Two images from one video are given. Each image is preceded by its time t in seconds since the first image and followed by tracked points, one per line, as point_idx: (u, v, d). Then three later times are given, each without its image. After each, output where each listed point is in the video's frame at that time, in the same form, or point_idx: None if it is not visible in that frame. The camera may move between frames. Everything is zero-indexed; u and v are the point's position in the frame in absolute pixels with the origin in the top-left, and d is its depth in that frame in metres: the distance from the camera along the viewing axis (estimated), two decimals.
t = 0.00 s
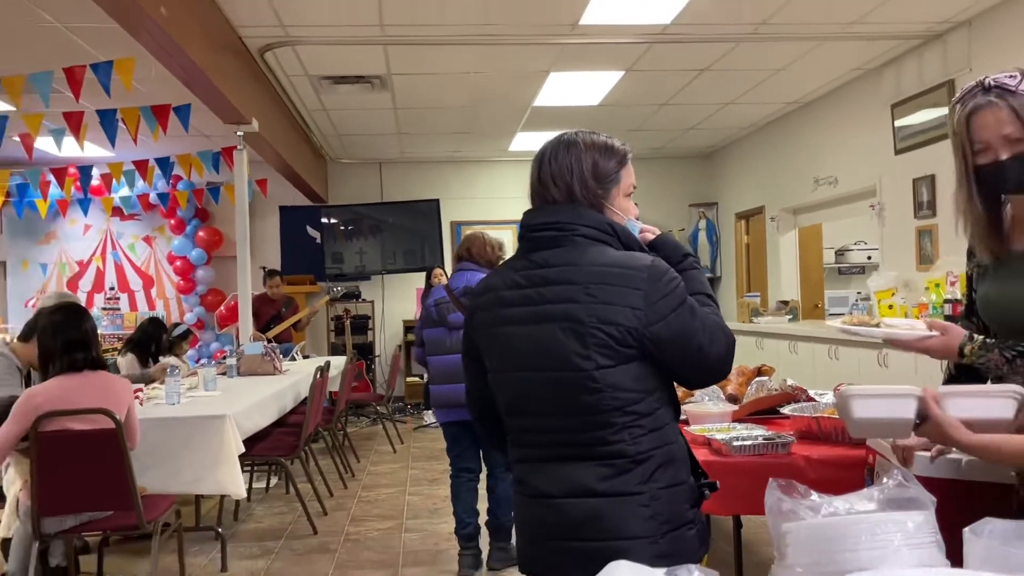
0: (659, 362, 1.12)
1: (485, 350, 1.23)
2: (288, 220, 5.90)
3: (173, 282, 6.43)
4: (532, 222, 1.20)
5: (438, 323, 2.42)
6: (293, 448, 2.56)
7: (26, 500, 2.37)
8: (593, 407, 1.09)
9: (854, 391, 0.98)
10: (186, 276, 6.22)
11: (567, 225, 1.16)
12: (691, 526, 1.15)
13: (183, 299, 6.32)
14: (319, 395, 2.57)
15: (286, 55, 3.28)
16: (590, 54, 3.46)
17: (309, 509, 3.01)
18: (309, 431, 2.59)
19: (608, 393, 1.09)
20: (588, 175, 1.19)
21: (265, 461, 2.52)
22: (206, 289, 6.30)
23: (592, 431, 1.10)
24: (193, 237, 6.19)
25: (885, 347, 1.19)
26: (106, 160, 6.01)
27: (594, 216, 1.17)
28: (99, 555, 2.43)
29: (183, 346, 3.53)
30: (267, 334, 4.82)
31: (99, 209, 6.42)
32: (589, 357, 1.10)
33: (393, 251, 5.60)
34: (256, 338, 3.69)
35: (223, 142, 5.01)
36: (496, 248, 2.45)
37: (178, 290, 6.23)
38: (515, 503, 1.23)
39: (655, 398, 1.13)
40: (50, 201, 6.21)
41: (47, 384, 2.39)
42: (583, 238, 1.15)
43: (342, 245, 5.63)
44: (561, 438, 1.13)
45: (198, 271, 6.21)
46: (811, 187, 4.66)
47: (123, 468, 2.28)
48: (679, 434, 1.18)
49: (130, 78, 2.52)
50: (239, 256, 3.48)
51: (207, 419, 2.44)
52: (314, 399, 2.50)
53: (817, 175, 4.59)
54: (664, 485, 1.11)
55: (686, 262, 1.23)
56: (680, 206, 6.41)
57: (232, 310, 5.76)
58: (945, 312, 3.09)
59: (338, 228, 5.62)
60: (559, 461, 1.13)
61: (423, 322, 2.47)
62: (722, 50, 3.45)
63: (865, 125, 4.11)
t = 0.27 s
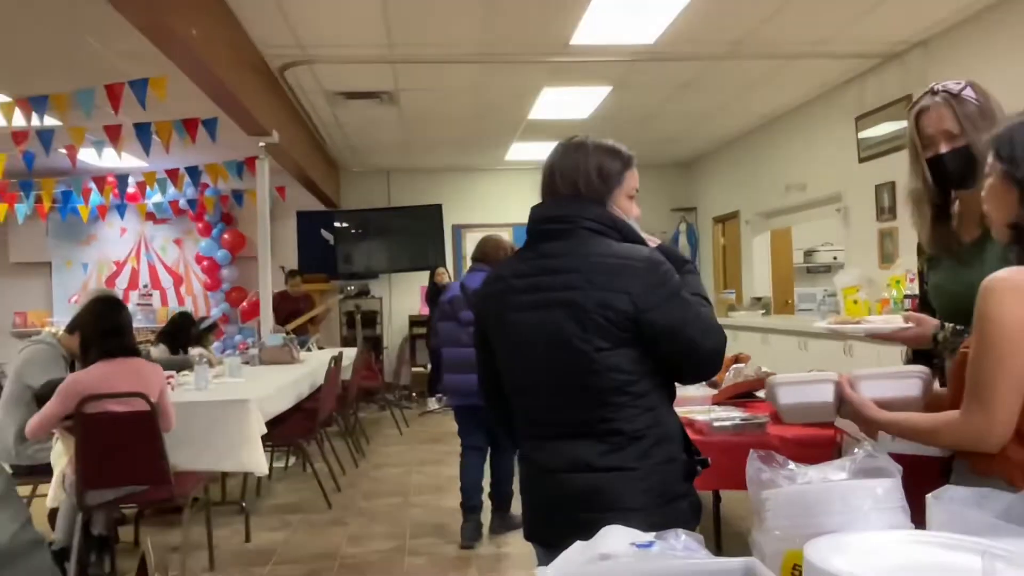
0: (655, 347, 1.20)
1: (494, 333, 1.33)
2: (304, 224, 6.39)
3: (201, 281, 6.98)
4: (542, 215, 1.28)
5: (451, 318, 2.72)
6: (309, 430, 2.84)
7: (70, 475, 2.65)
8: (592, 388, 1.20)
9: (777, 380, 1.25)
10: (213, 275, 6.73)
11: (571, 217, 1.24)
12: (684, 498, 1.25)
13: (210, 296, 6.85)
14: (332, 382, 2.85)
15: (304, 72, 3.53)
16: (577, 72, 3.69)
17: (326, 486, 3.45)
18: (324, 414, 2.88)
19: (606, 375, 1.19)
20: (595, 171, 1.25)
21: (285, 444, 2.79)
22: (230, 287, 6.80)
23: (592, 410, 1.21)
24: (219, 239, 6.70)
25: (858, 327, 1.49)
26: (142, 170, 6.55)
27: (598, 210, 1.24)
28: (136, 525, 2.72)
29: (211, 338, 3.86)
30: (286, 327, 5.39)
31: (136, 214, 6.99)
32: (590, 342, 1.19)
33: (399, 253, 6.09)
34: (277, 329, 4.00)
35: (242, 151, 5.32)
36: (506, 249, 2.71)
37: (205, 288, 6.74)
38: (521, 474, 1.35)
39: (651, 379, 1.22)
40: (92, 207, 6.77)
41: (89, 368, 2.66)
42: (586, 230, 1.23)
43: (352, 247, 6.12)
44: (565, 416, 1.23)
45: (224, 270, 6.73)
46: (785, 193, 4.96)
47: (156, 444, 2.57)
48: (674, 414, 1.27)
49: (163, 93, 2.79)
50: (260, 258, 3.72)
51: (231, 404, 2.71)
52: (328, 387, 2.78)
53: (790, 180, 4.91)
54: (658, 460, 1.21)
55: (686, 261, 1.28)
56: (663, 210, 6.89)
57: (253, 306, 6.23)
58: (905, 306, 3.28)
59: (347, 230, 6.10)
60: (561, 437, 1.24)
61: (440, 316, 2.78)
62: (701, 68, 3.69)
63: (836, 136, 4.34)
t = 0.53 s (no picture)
0: (651, 343, 1.28)
1: (503, 324, 1.43)
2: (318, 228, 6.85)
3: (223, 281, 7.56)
4: (551, 215, 1.37)
5: (463, 313, 3.07)
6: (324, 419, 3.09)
7: (102, 461, 2.87)
8: (590, 378, 1.28)
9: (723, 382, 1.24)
10: (234, 276, 7.30)
11: (576, 219, 1.33)
12: (673, 486, 1.33)
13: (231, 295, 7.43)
14: (344, 374, 3.10)
15: (321, 89, 3.82)
16: (567, 89, 3.93)
17: (338, 471, 3.82)
18: (337, 404, 3.13)
19: (603, 366, 1.27)
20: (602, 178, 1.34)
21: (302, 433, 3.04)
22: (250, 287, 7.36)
23: (588, 399, 1.29)
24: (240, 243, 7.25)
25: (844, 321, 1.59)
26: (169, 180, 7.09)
27: (602, 213, 1.33)
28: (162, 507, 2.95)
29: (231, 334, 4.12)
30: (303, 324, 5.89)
31: (163, 220, 7.55)
32: (588, 335, 1.28)
33: (406, 254, 6.62)
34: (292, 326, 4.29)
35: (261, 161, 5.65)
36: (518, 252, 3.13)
37: (227, 287, 7.31)
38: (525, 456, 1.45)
39: (646, 373, 1.30)
40: (124, 214, 7.33)
41: (119, 362, 2.88)
42: (590, 231, 1.31)
43: (363, 250, 6.65)
44: (564, 403, 1.32)
45: (244, 271, 7.30)
46: (759, 201, 5.26)
47: (181, 432, 2.78)
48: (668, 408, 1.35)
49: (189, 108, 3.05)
50: (278, 260, 3.95)
51: (252, 395, 2.94)
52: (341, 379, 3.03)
53: (764, 190, 5.19)
54: (648, 449, 1.29)
55: (684, 267, 1.35)
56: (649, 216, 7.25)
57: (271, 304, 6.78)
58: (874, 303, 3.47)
59: (359, 234, 6.63)
60: (559, 422, 1.33)
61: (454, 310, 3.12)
62: (682, 85, 3.94)
63: (809, 148, 4.61)
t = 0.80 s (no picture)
0: (655, 338, 1.29)
1: (509, 322, 1.44)
2: (325, 230, 7.23)
3: (233, 281, 7.86)
4: (556, 215, 1.39)
5: (467, 310, 3.37)
6: (331, 413, 3.24)
7: (118, 454, 3.00)
8: (595, 372, 1.29)
9: (688, 374, 1.27)
10: (243, 276, 7.60)
11: (582, 218, 1.35)
12: (674, 481, 1.33)
13: (240, 295, 7.74)
14: (350, 371, 3.24)
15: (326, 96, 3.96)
16: (562, 96, 4.05)
17: (343, 462, 3.97)
18: (344, 399, 3.27)
19: (607, 361, 1.28)
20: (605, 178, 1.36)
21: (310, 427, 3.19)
22: (259, 287, 7.67)
23: (593, 393, 1.30)
24: (249, 244, 7.56)
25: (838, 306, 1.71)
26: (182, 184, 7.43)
27: (606, 212, 1.35)
28: (175, 499, 3.08)
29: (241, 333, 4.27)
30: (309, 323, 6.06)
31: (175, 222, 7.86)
32: (593, 330, 1.29)
33: (408, 255, 6.99)
34: (299, 325, 4.45)
35: (267, 166, 5.80)
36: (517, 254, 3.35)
37: (236, 287, 7.60)
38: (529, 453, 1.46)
39: (649, 368, 1.31)
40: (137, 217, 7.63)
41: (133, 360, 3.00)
42: (595, 230, 1.33)
43: (368, 251, 7.02)
44: (568, 399, 1.33)
45: (253, 272, 7.60)
46: (748, 204, 5.42)
47: (193, 426, 2.90)
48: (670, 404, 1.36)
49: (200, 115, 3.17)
50: (285, 261, 4.08)
51: (261, 390, 3.08)
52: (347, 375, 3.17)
53: (753, 193, 5.34)
54: (651, 443, 1.29)
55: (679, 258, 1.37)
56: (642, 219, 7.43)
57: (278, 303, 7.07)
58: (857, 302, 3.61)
59: (365, 237, 7.00)
60: (564, 417, 1.34)
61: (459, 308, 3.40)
62: (675, 92, 4.07)
63: (796, 153, 4.75)
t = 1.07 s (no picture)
0: (665, 338, 1.30)
1: (514, 322, 1.42)
2: (324, 231, 7.26)
3: (233, 282, 7.88)
4: (560, 213, 1.38)
5: (466, 310, 3.35)
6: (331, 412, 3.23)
7: (118, 455, 2.99)
8: (608, 373, 1.28)
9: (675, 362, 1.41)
10: (243, 276, 7.62)
11: (589, 217, 1.34)
12: (681, 478, 1.35)
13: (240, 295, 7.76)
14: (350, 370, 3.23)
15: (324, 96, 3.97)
16: (561, 95, 4.05)
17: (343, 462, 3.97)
18: (344, 398, 3.26)
19: (621, 361, 1.28)
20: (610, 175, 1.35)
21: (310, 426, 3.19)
22: (258, 287, 7.70)
23: (606, 394, 1.29)
24: (248, 245, 7.59)
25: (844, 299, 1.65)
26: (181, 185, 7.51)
27: (612, 211, 1.35)
28: (175, 499, 3.07)
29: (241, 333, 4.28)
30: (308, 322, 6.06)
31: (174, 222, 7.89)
32: (607, 331, 1.28)
33: (407, 254, 7.04)
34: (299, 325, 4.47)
35: (267, 166, 5.80)
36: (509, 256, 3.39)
37: (236, 287, 7.63)
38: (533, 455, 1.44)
39: (659, 367, 1.32)
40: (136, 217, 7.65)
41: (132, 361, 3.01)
42: (604, 230, 1.33)
43: (367, 251, 7.08)
44: (580, 399, 1.32)
45: (252, 271, 7.62)
46: (747, 201, 5.44)
47: (193, 426, 2.90)
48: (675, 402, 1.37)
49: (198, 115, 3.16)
50: (285, 261, 4.08)
51: (262, 390, 3.08)
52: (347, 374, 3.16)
53: (752, 190, 5.36)
54: (662, 442, 1.30)
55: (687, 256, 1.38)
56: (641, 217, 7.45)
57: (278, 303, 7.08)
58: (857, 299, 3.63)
59: (364, 237, 7.08)
60: (575, 418, 1.33)
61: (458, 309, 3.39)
62: (674, 91, 4.07)
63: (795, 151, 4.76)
